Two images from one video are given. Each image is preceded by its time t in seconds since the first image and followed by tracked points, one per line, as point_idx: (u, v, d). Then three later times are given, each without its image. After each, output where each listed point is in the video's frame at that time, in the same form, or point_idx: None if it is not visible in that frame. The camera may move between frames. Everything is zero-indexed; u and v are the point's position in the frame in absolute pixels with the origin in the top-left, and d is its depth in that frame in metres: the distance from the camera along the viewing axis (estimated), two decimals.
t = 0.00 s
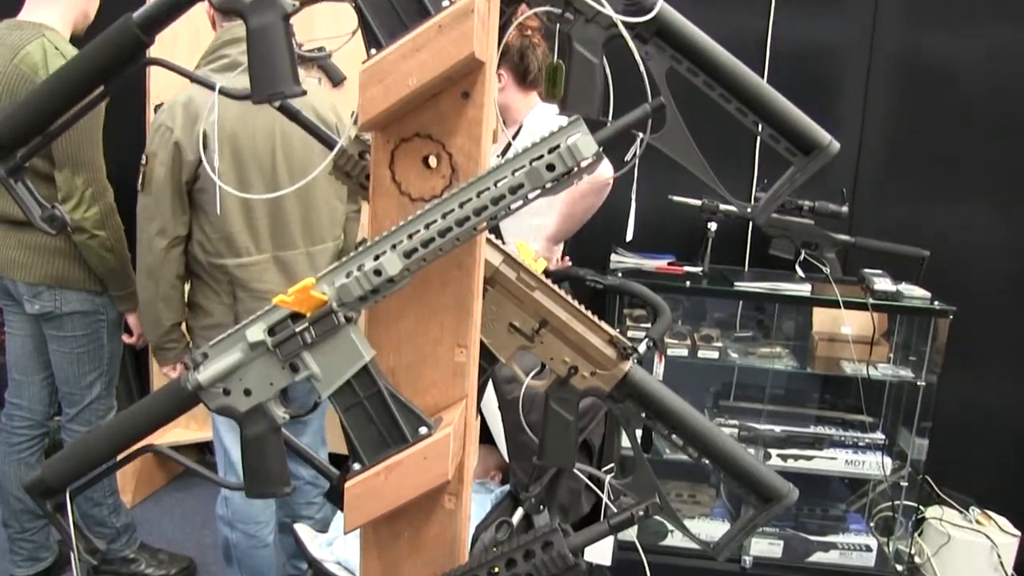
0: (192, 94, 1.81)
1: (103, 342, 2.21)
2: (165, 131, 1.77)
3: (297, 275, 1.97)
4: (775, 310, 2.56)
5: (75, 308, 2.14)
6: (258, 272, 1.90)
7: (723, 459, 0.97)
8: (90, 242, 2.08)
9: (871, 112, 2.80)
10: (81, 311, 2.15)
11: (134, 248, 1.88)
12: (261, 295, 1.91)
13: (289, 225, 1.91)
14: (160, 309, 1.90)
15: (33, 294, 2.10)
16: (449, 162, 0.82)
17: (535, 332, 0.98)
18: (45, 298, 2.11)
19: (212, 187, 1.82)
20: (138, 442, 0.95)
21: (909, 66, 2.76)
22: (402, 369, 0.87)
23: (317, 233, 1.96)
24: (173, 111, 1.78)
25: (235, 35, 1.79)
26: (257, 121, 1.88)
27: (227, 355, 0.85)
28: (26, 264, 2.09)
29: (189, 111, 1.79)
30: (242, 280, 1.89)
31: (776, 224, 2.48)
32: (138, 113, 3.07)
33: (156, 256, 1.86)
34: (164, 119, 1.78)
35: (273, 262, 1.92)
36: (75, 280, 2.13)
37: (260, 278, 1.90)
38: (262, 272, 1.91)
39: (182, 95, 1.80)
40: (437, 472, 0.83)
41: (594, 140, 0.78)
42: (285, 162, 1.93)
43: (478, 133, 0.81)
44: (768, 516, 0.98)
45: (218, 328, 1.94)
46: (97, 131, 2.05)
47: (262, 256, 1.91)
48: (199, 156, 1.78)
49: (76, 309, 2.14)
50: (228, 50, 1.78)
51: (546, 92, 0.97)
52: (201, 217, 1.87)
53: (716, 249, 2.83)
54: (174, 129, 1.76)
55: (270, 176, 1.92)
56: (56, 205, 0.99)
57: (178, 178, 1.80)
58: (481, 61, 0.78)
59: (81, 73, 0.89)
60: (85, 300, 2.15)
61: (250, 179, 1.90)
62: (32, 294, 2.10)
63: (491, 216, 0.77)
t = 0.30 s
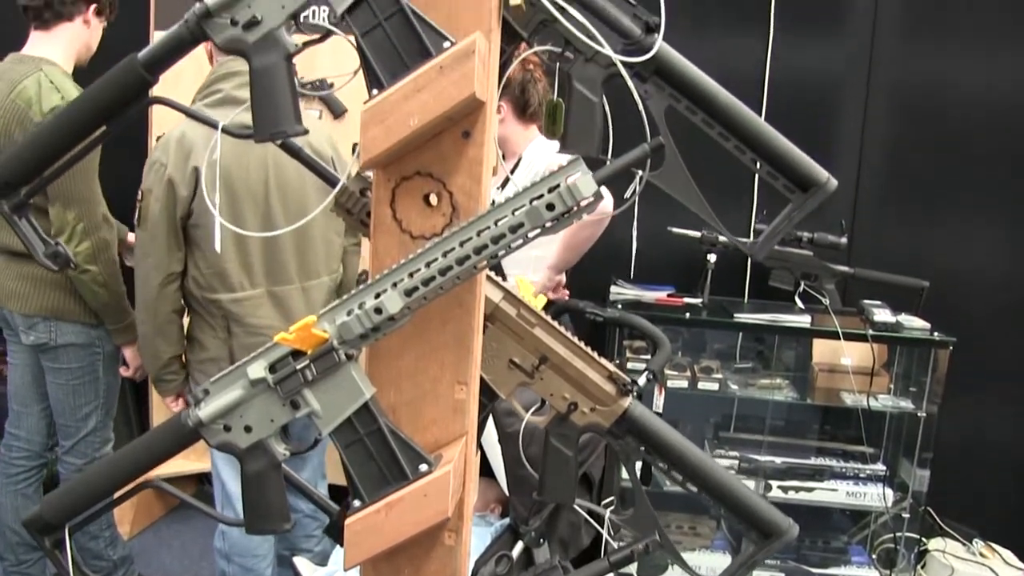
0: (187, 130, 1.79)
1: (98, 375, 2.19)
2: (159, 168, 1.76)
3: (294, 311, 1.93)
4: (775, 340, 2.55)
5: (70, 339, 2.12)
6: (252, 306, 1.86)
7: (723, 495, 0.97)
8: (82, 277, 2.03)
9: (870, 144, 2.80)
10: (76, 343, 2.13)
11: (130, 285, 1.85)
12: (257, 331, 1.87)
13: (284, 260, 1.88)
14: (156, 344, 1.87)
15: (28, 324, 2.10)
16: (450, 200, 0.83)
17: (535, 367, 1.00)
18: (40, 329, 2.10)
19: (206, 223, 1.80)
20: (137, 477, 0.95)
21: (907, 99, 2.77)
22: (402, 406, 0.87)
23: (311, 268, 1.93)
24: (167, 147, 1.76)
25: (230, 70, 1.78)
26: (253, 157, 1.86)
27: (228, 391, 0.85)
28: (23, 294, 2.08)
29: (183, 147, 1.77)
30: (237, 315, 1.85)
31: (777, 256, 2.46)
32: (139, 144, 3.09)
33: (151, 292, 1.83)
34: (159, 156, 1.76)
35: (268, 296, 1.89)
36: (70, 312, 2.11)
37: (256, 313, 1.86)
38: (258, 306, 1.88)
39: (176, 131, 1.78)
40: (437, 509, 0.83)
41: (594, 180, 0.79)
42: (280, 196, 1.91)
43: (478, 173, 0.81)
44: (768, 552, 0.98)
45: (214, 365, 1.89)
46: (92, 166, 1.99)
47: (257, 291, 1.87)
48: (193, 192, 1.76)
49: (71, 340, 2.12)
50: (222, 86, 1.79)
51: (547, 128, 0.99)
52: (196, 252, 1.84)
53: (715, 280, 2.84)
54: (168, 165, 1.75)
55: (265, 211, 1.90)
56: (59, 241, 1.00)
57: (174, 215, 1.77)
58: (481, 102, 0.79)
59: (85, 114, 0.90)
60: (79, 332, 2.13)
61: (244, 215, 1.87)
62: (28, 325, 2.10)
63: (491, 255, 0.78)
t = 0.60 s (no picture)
0: (184, 162, 1.78)
1: (95, 407, 2.17)
2: (156, 202, 1.76)
3: (292, 341, 1.90)
4: (775, 366, 2.54)
5: (66, 368, 2.11)
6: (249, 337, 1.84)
7: (723, 525, 0.97)
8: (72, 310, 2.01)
9: (867, 171, 2.81)
10: (73, 372, 2.11)
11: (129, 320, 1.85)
12: (257, 360, 1.85)
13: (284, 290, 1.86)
14: (155, 377, 1.86)
15: (25, 353, 2.09)
16: (448, 233, 0.83)
17: (534, 400, 1.00)
18: (37, 357, 2.09)
19: (203, 255, 1.78)
20: (136, 510, 0.95)
21: (904, 126, 2.79)
22: (401, 438, 0.87)
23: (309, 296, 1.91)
24: (163, 181, 1.76)
25: (221, 100, 1.75)
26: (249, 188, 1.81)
27: (228, 424, 0.85)
28: (21, 323, 2.08)
29: (180, 179, 1.77)
30: (235, 346, 1.84)
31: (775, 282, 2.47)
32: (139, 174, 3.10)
33: (150, 326, 1.82)
34: (156, 189, 1.77)
35: (265, 326, 1.86)
36: (65, 342, 2.09)
37: (254, 343, 1.84)
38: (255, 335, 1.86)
39: (174, 164, 1.78)
40: (437, 541, 0.82)
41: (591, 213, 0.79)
42: (279, 228, 1.84)
43: (476, 206, 0.82)
44: None
45: (214, 396, 1.88)
46: (87, 199, 1.97)
47: (253, 321, 1.85)
48: (190, 225, 1.75)
49: (67, 370, 2.11)
50: (215, 116, 1.74)
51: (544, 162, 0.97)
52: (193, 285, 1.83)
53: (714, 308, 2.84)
54: (164, 199, 1.75)
55: (263, 244, 1.83)
56: (59, 274, 1.00)
57: (172, 247, 1.77)
58: (480, 135, 0.80)
59: (87, 149, 0.91)
60: (77, 361, 2.11)
61: (241, 247, 1.81)
62: (25, 354, 2.09)
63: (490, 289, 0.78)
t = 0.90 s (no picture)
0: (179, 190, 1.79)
1: (95, 435, 2.15)
2: (152, 229, 1.76)
3: (290, 368, 1.89)
4: (773, 391, 2.52)
5: (68, 395, 2.09)
6: (247, 364, 1.84)
7: (721, 554, 0.97)
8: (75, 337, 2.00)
9: (865, 196, 2.82)
10: (74, 398, 2.10)
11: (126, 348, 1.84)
12: (257, 387, 1.85)
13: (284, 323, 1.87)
14: (151, 406, 1.84)
15: (27, 379, 2.07)
16: (445, 264, 0.84)
17: (531, 429, 0.99)
18: (38, 384, 2.07)
19: (202, 282, 1.78)
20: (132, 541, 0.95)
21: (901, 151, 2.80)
22: (398, 469, 0.87)
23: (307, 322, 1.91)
24: (159, 208, 1.75)
25: (217, 129, 1.76)
26: (246, 217, 1.82)
27: (225, 455, 0.85)
28: (22, 349, 2.06)
29: (178, 207, 1.77)
30: (233, 372, 1.84)
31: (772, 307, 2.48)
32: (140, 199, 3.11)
33: (147, 354, 1.81)
34: (151, 217, 1.76)
35: (263, 352, 1.86)
36: (66, 369, 2.07)
37: (252, 369, 1.85)
38: (252, 362, 1.85)
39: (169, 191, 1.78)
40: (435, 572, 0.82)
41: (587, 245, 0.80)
42: (276, 255, 1.84)
43: (473, 237, 0.82)
44: None
45: (212, 424, 1.88)
46: (92, 225, 1.98)
47: (251, 347, 1.85)
48: (188, 252, 1.75)
49: (68, 396, 2.09)
50: (211, 143, 1.75)
51: (540, 193, 0.98)
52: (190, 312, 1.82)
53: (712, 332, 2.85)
54: (162, 226, 1.74)
55: (262, 272, 1.83)
56: (57, 305, 1.00)
57: (171, 275, 1.77)
58: (476, 167, 0.80)
59: (89, 180, 0.91)
60: (78, 387, 2.10)
61: (241, 275, 1.81)
62: (27, 380, 2.08)
63: (486, 320, 0.78)
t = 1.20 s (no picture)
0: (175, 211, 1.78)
1: (94, 456, 2.12)
2: (149, 249, 1.74)
3: (289, 388, 1.90)
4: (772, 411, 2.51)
5: (68, 417, 2.08)
6: (246, 386, 1.85)
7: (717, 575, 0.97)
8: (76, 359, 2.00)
9: (863, 215, 2.81)
10: (72, 420, 2.08)
11: (121, 370, 1.82)
12: (256, 408, 1.86)
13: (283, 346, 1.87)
14: (147, 428, 1.83)
15: (26, 401, 2.06)
16: (442, 289, 0.84)
17: (529, 453, 1.00)
18: (38, 406, 2.06)
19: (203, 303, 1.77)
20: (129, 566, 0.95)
21: (899, 170, 2.80)
22: (395, 493, 0.87)
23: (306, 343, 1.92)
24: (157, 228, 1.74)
25: (213, 150, 1.76)
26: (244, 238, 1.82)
27: (222, 480, 0.85)
28: (21, 371, 2.06)
29: (176, 228, 1.76)
30: (232, 395, 1.84)
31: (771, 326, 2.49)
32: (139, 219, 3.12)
33: (144, 376, 1.79)
34: (147, 237, 1.75)
35: (263, 373, 1.86)
36: (66, 391, 2.06)
37: (251, 390, 1.85)
38: (251, 384, 1.85)
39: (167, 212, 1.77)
40: None
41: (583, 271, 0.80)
42: (276, 275, 1.85)
43: (470, 262, 0.83)
44: None
45: (209, 446, 1.88)
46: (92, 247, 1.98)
47: (250, 368, 1.85)
48: (188, 274, 1.74)
49: (67, 418, 2.07)
50: (210, 164, 1.75)
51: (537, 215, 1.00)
52: (189, 333, 1.81)
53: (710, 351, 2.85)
54: (162, 247, 1.73)
55: (261, 293, 1.83)
56: (56, 330, 1.01)
57: (171, 296, 1.76)
58: (472, 193, 0.81)
59: (90, 206, 0.92)
60: (77, 410, 2.08)
61: (241, 300, 1.81)
62: (26, 402, 2.07)
63: (484, 345, 0.79)
